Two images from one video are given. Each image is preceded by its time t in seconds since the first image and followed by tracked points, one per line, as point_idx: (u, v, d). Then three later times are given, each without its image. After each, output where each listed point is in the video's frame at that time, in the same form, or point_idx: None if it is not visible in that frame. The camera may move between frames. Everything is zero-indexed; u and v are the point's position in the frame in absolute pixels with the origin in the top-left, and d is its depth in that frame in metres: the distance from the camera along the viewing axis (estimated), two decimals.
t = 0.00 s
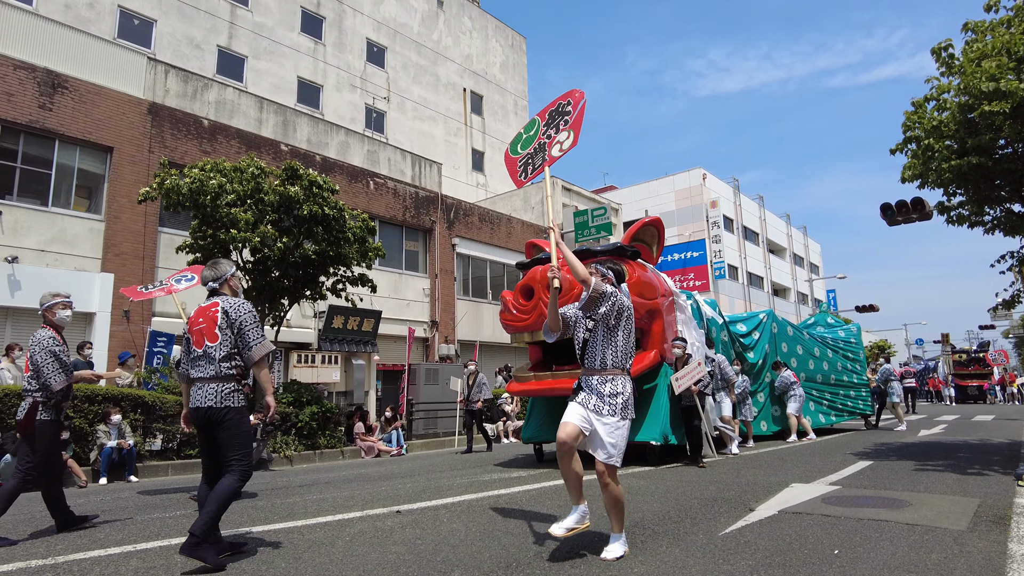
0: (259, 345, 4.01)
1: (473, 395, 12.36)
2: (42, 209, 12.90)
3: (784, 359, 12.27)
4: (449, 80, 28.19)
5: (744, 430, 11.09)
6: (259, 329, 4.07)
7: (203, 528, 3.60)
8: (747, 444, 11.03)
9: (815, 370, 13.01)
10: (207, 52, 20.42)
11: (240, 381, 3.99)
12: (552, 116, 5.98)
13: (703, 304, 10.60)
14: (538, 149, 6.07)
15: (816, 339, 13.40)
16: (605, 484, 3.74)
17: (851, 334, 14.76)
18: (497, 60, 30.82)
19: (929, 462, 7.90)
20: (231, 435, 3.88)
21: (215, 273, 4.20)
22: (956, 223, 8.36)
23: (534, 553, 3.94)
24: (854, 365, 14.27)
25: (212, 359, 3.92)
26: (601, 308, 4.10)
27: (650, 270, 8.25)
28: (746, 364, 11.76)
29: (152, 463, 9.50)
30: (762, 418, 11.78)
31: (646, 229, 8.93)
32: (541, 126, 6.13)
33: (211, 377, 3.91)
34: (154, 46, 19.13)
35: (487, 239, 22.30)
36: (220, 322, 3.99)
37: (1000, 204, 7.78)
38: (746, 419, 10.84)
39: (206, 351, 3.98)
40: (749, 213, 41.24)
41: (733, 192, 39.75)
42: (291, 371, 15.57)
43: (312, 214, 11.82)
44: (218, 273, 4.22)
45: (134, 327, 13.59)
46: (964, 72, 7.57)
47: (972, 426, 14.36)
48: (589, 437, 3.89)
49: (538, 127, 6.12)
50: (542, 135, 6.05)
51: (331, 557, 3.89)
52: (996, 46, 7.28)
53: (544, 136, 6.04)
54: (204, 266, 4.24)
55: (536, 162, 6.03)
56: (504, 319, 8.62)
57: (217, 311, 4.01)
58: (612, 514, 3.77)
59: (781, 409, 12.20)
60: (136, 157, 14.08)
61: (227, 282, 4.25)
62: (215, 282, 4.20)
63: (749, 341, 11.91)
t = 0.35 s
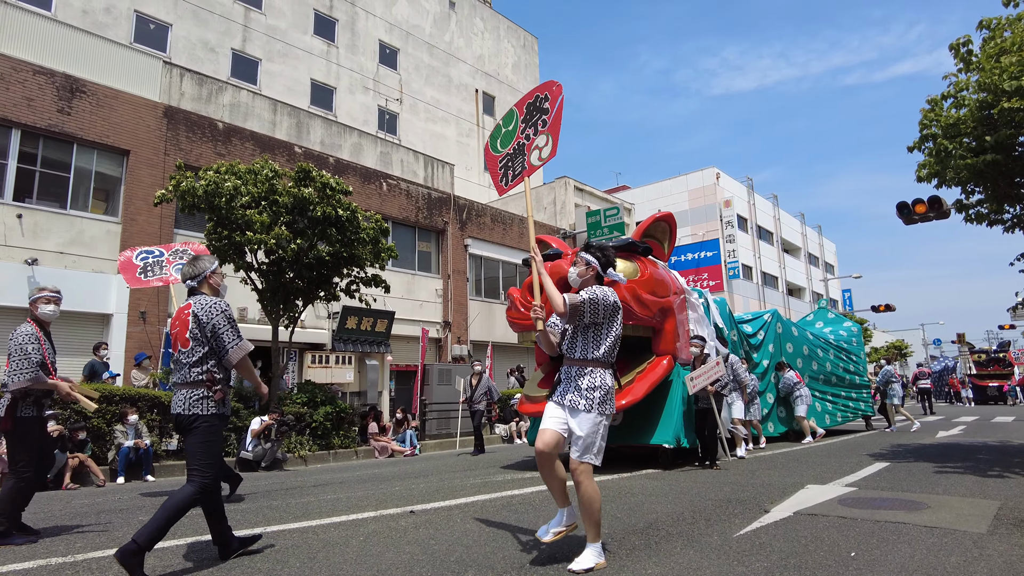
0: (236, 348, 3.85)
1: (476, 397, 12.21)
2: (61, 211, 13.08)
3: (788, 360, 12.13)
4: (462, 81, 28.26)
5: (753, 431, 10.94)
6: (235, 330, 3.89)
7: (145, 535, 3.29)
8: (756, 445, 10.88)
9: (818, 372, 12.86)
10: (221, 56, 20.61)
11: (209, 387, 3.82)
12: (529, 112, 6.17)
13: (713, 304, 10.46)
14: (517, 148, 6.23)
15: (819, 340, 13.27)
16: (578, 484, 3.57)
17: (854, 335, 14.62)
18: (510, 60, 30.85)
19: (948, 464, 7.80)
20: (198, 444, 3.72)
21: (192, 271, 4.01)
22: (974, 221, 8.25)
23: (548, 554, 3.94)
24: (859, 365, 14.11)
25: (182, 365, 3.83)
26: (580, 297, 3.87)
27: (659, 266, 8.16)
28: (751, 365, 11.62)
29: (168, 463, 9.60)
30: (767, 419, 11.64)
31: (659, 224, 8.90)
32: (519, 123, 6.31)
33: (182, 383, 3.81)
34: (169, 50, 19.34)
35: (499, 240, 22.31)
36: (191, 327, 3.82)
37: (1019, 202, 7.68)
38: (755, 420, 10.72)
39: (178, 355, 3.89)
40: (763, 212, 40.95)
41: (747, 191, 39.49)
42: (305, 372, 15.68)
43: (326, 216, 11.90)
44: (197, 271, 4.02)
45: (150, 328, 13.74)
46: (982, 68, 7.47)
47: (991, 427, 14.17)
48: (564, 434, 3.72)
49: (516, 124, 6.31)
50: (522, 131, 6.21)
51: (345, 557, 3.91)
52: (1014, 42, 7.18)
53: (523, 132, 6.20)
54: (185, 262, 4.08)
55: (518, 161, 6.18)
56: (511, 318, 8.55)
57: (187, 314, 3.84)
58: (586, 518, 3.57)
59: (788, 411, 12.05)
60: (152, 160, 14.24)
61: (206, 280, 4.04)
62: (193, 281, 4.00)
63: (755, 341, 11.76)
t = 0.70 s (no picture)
0: (184, 360, 3.52)
1: (479, 399, 12.15)
2: (77, 214, 13.23)
3: (792, 360, 12.00)
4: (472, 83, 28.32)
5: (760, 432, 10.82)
6: (193, 338, 3.58)
7: (127, 558, 3.17)
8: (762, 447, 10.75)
9: (817, 372, 12.77)
10: (233, 58, 20.77)
11: (175, 392, 3.57)
12: (491, 87, 5.88)
13: (722, 302, 10.29)
14: (480, 127, 5.92)
15: (819, 341, 13.18)
16: (559, 469, 3.54)
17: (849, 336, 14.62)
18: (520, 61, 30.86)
19: (964, 465, 7.72)
20: (163, 451, 3.49)
21: (171, 266, 3.84)
22: (991, 220, 8.16)
23: (560, 554, 3.93)
24: (855, 367, 14.12)
25: (150, 367, 3.61)
26: (557, 285, 3.67)
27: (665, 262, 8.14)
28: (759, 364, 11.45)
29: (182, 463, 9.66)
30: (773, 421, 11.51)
31: (668, 219, 8.85)
32: (482, 99, 5.99)
33: (148, 386, 3.58)
34: (182, 53, 19.52)
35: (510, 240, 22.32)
36: (156, 328, 3.60)
37: None
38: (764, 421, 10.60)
39: (145, 355, 3.66)
40: (775, 212, 40.70)
41: (759, 191, 39.25)
42: (317, 372, 15.77)
43: (337, 217, 11.95)
44: (174, 266, 3.84)
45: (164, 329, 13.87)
46: (999, 65, 7.39)
47: (1007, 429, 14.00)
48: (538, 422, 3.61)
49: (478, 102, 6.00)
50: (484, 109, 5.92)
51: (357, 557, 3.92)
52: None
53: (485, 111, 5.91)
54: (163, 257, 3.90)
55: (481, 141, 5.86)
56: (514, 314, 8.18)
57: (155, 312, 3.63)
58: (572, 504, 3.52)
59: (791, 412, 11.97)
60: (165, 163, 14.38)
61: (183, 277, 3.85)
62: (171, 276, 3.82)
63: (762, 341, 11.59)
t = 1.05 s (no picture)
0: (177, 358, 3.42)
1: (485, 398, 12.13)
2: (88, 216, 13.35)
3: (794, 359, 11.92)
4: (480, 83, 28.37)
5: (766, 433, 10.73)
6: (183, 337, 3.47)
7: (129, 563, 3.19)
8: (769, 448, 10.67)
9: (815, 373, 12.70)
10: (243, 61, 20.90)
11: (158, 385, 3.46)
12: (548, 61, 4.92)
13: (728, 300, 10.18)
14: (521, 100, 4.97)
15: (816, 341, 13.10)
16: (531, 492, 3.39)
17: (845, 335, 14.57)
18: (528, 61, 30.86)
19: (977, 467, 7.64)
20: (146, 448, 3.38)
21: (163, 257, 3.75)
22: (1004, 218, 8.08)
23: (569, 556, 3.93)
24: (852, 366, 14.08)
25: (133, 360, 3.48)
26: (538, 306, 3.58)
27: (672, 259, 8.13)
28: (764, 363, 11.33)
29: (193, 463, 9.73)
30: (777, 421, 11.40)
31: (675, 214, 8.83)
32: (534, 69, 5.00)
33: (129, 379, 3.45)
34: (193, 56, 19.66)
35: (519, 241, 22.33)
36: (145, 321, 3.49)
37: None
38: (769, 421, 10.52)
39: (129, 348, 3.54)
40: (785, 211, 40.49)
41: (769, 190, 39.06)
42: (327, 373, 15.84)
43: (346, 218, 12.00)
44: (167, 257, 3.75)
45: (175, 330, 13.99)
46: (1012, 62, 7.31)
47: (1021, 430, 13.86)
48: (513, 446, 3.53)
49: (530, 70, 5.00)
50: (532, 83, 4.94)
51: (367, 558, 3.93)
52: None
53: (534, 84, 4.94)
54: (155, 248, 3.81)
55: (517, 117, 4.93)
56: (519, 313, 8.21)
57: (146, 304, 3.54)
58: (541, 525, 3.38)
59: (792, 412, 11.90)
60: (176, 165, 14.49)
61: (175, 269, 3.76)
62: (162, 269, 3.73)
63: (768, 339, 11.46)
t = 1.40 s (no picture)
0: (164, 356, 3.45)
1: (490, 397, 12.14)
2: (97, 218, 13.44)
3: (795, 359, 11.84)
4: (487, 84, 28.39)
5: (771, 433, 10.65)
6: (166, 335, 3.49)
7: (134, 565, 3.26)
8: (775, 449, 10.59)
9: (813, 373, 12.65)
10: (250, 63, 20.99)
11: (139, 385, 3.45)
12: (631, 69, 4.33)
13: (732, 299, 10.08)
14: (588, 104, 4.42)
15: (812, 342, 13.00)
16: (497, 501, 3.06)
17: (838, 335, 14.52)
18: (535, 62, 30.87)
19: (988, 468, 7.58)
20: (130, 450, 3.39)
21: (129, 254, 3.63)
22: (1015, 217, 8.02)
23: (575, 557, 3.92)
24: (845, 368, 14.05)
25: (110, 361, 3.43)
26: (541, 317, 3.30)
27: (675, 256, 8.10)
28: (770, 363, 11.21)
29: (202, 463, 9.79)
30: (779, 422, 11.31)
31: (676, 211, 8.81)
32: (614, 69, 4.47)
33: (108, 380, 3.42)
34: (201, 58, 19.77)
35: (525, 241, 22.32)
36: (120, 322, 3.42)
37: None
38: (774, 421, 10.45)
39: (103, 348, 3.48)
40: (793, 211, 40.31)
41: (777, 190, 38.91)
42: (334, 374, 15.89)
43: (354, 220, 12.05)
44: (135, 254, 3.63)
45: (183, 331, 14.08)
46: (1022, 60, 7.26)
47: None
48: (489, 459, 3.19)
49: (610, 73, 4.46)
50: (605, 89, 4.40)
51: (374, 558, 3.94)
52: None
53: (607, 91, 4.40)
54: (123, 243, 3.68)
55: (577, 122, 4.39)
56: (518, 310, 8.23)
57: (119, 305, 3.45)
58: (501, 539, 3.06)
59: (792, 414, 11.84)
60: (184, 167, 14.57)
61: (144, 265, 3.65)
62: (130, 266, 3.62)
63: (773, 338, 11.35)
